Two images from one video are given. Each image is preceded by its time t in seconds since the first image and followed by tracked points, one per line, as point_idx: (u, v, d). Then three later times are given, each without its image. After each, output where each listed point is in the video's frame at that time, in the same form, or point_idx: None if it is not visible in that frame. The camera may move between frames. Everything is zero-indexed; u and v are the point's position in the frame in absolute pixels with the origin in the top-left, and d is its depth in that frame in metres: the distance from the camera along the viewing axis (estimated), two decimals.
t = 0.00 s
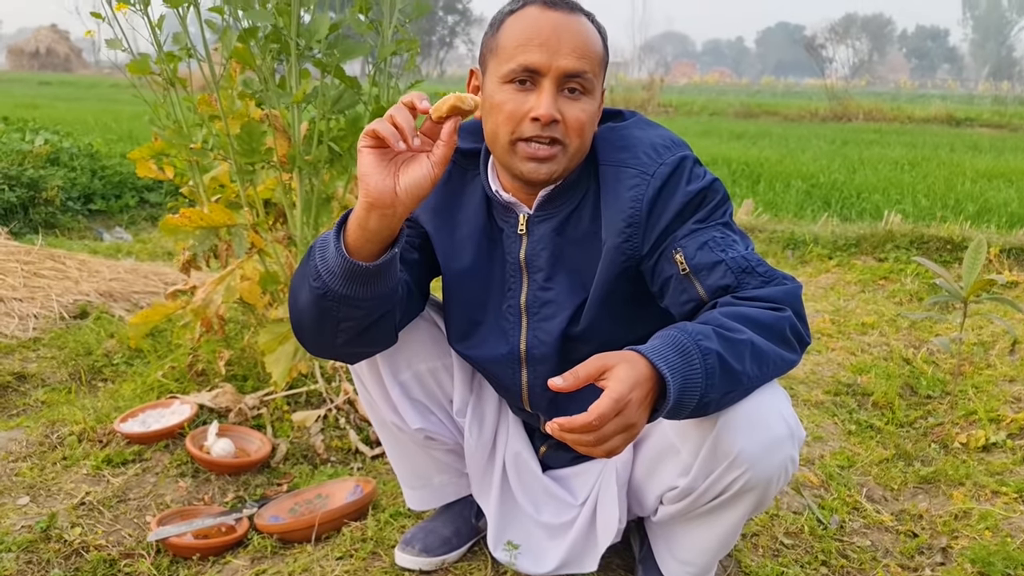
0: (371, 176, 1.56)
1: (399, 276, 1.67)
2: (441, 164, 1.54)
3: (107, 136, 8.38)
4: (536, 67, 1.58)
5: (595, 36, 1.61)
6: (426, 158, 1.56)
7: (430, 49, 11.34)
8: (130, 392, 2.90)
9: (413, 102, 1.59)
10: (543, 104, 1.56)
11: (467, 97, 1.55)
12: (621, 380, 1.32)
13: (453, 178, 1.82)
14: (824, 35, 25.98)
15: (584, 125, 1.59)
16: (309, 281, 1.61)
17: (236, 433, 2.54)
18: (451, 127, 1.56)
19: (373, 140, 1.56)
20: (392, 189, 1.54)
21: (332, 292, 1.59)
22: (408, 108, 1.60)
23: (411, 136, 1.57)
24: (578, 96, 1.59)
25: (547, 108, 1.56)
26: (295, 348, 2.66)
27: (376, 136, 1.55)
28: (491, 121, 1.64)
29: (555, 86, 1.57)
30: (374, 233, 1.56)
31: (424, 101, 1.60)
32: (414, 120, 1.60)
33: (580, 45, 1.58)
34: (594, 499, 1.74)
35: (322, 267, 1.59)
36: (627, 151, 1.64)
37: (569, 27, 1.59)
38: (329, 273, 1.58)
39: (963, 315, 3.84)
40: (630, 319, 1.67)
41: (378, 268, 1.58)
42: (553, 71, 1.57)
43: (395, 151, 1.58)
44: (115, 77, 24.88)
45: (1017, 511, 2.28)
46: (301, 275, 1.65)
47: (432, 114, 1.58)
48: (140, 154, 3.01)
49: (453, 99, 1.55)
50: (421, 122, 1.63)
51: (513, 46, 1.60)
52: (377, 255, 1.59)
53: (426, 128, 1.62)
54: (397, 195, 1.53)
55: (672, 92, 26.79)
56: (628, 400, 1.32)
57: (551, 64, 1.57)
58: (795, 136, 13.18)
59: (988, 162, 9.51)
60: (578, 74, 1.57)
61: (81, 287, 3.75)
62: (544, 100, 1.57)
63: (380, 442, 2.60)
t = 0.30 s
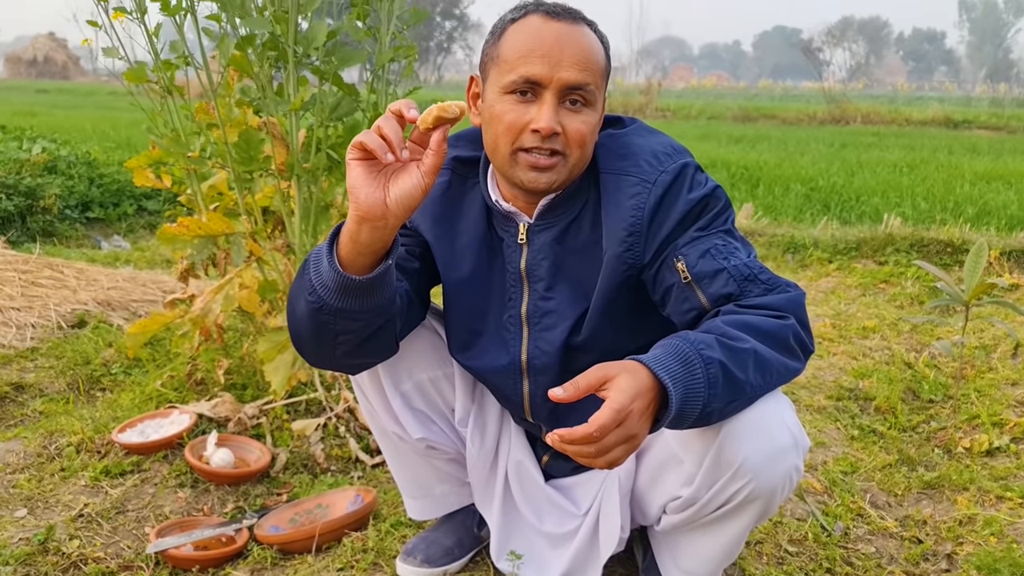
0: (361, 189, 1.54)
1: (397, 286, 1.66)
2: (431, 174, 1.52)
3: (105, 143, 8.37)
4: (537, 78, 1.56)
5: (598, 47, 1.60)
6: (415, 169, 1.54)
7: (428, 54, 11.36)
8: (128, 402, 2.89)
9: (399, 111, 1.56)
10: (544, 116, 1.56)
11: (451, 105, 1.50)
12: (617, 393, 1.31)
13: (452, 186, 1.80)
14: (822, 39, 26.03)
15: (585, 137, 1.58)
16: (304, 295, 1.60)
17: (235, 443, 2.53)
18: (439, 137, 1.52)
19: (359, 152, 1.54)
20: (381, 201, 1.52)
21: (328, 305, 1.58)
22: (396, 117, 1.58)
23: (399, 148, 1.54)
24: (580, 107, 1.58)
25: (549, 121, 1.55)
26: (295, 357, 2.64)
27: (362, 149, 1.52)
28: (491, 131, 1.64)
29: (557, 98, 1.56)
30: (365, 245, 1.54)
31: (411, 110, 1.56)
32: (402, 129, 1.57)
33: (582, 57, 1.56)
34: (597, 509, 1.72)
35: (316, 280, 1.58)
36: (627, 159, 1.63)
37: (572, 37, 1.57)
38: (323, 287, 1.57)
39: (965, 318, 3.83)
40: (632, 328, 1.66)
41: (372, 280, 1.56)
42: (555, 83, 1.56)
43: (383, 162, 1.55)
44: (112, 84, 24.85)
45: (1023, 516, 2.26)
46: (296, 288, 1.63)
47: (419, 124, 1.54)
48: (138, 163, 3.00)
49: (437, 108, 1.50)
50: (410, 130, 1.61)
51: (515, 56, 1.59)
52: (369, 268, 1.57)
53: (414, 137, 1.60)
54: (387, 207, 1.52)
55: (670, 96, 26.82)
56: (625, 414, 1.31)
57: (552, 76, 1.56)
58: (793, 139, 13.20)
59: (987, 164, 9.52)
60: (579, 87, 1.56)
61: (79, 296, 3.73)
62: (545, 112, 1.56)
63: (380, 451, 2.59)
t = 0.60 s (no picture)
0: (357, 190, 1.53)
1: (394, 287, 1.64)
2: (428, 176, 1.50)
3: (100, 148, 8.34)
4: (537, 76, 1.55)
5: (598, 43, 1.58)
6: (412, 171, 1.52)
7: (424, 58, 11.35)
8: (124, 407, 2.86)
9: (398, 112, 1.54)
10: (544, 114, 1.54)
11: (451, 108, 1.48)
12: (619, 395, 1.29)
13: (450, 186, 1.78)
14: (816, 41, 26.08)
15: (586, 134, 1.56)
16: (301, 297, 1.58)
17: (232, 447, 2.51)
18: (436, 138, 1.50)
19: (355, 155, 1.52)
20: (378, 203, 1.51)
21: (324, 307, 1.56)
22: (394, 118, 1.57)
23: (395, 153, 1.52)
24: (580, 104, 1.57)
25: (549, 118, 1.53)
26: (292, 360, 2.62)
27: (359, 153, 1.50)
28: (491, 130, 1.62)
29: (557, 95, 1.55)
30: (362, 247, 1.52)
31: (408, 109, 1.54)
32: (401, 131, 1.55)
33: (582, 54, 1.55)
34: (599, 511, 1.70)
35: (312, 282, 1.56)
36: (628, 157, 1.61)
37: (572, 34, 1.56)
38: (320, 289, 1.55)
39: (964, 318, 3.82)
40: (634, 328, 1.64)
41: (368, 283, 1.54)
42: (555, 80, 1.54)
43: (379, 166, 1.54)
44: (107, 89, 24.81)
45: None
46: (292, 290, 1.62)
47: (417, 124, 1.52)
48: (133, 166, 2.98)
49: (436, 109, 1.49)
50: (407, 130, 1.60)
51: (514, 53, 1.57)
52: (365, 270, 1.56)
53: (413, 138, 1.59)
54: (383, 209, 1.50)
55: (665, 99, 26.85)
56: (629, 416, 1.29)
57: (552, 73, 1.54)
58: (788, 141, 13.21)
59: (982, 165, 9.52)
60: (580, 83, 1.55)
61: (74, 301, 3.71)
62: (545, 110, 1.54)
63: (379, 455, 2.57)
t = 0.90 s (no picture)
0: (329, 195, 1.49)
1: (369, 293, 1.60)
2: (402, 179, 1.47)
3: (65, 154, 8.20)
4: (512, 76, 1.53)
5: (572, 42, 1.57)
6: (385, 173, 1.48)
7: (394, 63, 11.30)
8: (92, 419, 2.79)
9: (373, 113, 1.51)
10: (521, 114, 1.52)
11: (423, 109, 1.45)
12: (604, 400, 1.27)
13: (425, 191, 1.75)
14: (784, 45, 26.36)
15: (563, 134, 1.54)
16: (273, 305, 1.54)
17: (204, 458, 2.45)
18: (410, 140, 1.47)
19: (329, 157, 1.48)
20: (351, 207, 1.47)
21: (297, 315, 1.52)
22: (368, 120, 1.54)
23: (367, 155, 1.49)
24: (556, 105, 1.55)
25: (526, 118, 1.51)
26: (266, 369, 2.58)
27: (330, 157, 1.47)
28: (466, 133, 1.59)
29: (532, 95, 1.53)
30: (336, 254, 1.49)
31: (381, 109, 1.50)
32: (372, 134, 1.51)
33: (557, 53, 1.54)
34: (581, 519, 1.68)
35: (285, 290, 1.53)
36: (606, 161, 1.59)
37: (546, 33, 1.54)
38: (293, 297, 1.52)
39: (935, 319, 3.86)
40: (614, 334, 1.62)
41: (343, 289, 1.51)
42: (530, 79, 1.52)
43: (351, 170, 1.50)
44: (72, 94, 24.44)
45: (1003, 517, 2.25)
46: (265, 298, 1.58)
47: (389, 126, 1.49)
48: (100, 172, 2.91)
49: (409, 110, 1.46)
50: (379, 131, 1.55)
51: (488, 54, 1.55)
52: (340, 276, 1.52)
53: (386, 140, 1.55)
54: (357, 213, 1.47)
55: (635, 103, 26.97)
56: (612, 422, 1.27)
57: (528, 73, 1.52)
58: (758, 144, 13.32)
59: (948, 167, 9.66)
60: (555, 83, 1.53)
61: (40, 310, 3.63)
62: (522, 110, 1.52)
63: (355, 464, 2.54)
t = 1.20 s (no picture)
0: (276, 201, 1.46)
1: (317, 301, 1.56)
2: (352, 185, 1.44)
3: None
4: (461, 81, 1.50)
5: (523, 47, 1.54)
6: (334, 179, 1.46)
7: (342, 66, 11.18)
8: (26, 432, 2.68)
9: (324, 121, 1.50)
10: (470, 120, 1.49)
11: (372, 113, 1.43)
12: (560, 410, 1.25)
13: (375, 198, 1.71)
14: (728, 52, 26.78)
15: (513, 140, 1.52)
16: (217, 313, 1.49)
17: (146, 472, 2.37)
18: (360, 144, 1.45)
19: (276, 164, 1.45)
20: (299, 213, 1.44)
21: (243, 323, 1.47)
22: (319, 128, 1.53)
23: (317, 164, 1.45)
24: (507, 110, 1.52)
25: (475, 124, 1.48)
26: (210, 379, 2.51)
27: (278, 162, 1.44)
28: (416, 138, 1.56)
29: (482, 101, 1.50)
30: (283, 260, 1.45)
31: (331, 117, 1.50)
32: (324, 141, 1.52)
33: (507, 58, 1.51)
34: (535, 528, 1.66)
35: (230, 297, 1.47)
36: (559, 168, 1.57)
37: (496, 38, 1.52)
38: (238, 304, 1.46)
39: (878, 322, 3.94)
40: (567, 342, 1.60)
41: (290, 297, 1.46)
42: (479, 85, 1.50)
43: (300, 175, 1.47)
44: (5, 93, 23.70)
45: (948, 517, 2.28)
46: (209, 306, 1.53)
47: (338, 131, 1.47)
48: (34, 176, 2.81)
49: (358, 114, 1.43)
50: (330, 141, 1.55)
51: (437, 59, 1.53)
52: (287, 283, 1.48)
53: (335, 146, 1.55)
54: (305, 219, 1.43)
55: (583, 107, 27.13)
56: (568, 433, 1.25)
57: (477, 78, 1.50)
58: (704, 148, 13.48)
59: (888, 172, 9.90)
60: (505, 88, 1.50)
61: None
62: (470, 115, 1.50)
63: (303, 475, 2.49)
